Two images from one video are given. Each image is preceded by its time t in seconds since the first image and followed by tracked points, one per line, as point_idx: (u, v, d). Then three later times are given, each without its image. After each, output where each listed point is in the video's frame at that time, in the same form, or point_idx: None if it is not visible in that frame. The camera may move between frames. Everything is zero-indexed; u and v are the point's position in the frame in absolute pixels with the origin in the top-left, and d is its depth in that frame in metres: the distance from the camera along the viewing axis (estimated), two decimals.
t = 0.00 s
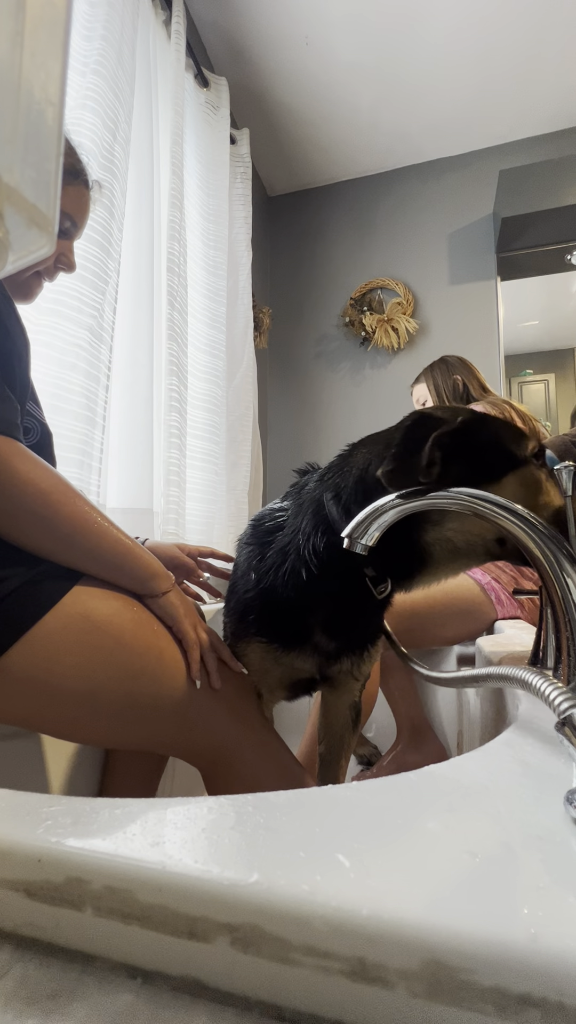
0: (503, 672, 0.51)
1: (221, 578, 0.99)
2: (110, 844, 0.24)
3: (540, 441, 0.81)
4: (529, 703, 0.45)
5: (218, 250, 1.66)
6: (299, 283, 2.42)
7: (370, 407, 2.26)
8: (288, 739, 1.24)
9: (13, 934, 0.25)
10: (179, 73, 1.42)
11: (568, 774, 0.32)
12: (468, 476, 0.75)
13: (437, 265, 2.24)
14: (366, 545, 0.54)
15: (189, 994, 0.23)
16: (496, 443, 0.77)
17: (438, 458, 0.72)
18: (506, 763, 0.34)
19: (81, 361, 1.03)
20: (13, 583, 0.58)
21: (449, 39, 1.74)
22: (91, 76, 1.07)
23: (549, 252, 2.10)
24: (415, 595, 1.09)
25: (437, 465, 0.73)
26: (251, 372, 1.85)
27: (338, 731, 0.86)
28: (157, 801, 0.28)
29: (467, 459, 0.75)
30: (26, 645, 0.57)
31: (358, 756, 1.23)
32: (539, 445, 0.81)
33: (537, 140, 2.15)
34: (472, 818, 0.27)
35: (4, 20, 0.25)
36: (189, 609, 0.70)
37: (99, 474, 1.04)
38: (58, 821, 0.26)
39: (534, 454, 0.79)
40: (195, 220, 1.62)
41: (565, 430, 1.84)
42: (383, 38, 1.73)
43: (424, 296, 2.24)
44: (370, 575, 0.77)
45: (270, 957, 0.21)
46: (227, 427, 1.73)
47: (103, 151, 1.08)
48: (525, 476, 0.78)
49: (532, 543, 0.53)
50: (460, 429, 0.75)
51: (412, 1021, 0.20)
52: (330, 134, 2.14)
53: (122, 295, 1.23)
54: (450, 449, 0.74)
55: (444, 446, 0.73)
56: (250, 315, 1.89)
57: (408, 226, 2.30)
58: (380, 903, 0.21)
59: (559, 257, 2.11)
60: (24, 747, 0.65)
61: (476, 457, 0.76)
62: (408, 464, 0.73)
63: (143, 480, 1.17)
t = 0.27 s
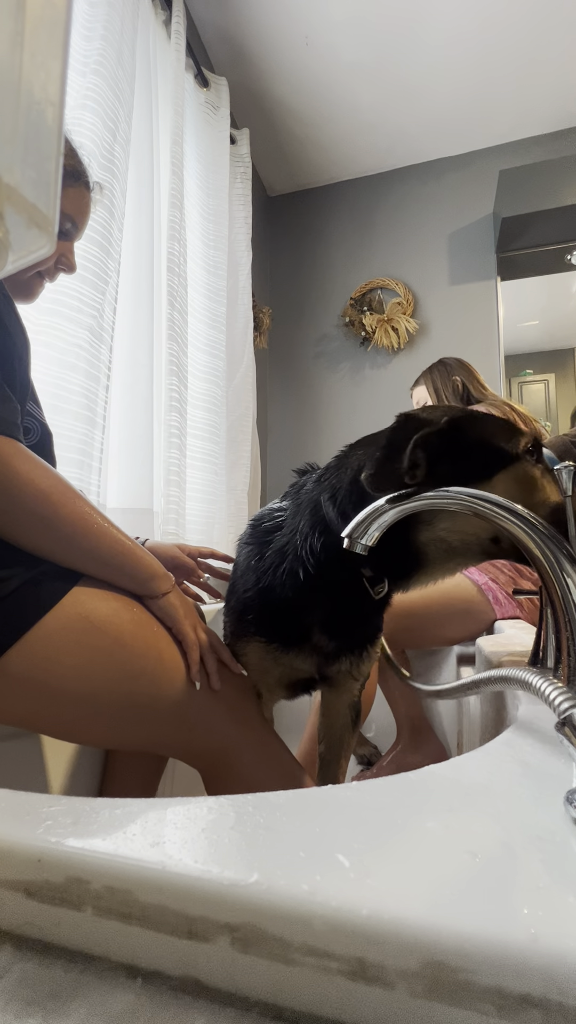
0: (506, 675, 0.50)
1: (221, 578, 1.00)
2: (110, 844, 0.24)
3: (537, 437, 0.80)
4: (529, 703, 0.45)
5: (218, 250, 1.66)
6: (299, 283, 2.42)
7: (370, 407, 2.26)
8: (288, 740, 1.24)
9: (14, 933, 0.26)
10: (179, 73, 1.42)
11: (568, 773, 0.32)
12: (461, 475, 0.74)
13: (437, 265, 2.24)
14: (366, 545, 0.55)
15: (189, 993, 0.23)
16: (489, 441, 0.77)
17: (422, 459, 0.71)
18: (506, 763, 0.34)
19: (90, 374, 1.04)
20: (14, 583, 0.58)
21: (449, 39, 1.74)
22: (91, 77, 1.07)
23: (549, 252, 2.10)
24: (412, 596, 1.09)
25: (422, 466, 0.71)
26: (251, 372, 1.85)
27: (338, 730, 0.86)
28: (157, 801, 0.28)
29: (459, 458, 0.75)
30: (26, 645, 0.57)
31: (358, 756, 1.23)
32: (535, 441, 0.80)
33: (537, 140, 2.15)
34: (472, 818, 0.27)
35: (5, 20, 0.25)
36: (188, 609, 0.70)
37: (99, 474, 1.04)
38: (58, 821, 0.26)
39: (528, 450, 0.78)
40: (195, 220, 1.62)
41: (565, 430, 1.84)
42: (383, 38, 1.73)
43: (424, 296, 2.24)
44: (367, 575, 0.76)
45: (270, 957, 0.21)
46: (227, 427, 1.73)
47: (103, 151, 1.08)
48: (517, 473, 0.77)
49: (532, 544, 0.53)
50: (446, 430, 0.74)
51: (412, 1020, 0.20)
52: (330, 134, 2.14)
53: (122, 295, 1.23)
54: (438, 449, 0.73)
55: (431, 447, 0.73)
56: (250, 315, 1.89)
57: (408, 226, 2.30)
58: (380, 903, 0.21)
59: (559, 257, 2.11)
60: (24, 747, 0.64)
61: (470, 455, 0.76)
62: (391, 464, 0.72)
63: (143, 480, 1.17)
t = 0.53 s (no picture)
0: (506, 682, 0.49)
1: (221, 579, 1.00)
2: (110, 844, 0.24)
3: (536, 436, 0.79)
4: (529, 703, 0.45)
5: (218, 250, 1.66)
6: (299, 283, 2.41)
7: (370, 407, 2.26)
8: (288, 740, 1.24)
9: (13, 934, 0.25)
10: (179, 73, 1.42)
11: (568, 774, 0.32)
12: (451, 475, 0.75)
13: (437, 265, 2.24)
14: (366, 545, 0.55)
15: (189, 994, 0.23)
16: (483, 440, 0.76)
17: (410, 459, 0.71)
18: (505, 763, 0.34)
19: (72, 352, 1.02)
20: (14, 584, 0.58)
21: (449, 40, 1.74)
22: (91, 77, 1.07)
23: (549, 252, 2.10)
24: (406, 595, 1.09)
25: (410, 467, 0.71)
26: (251, 372, 1.85)
27: (338, 730, 0.86)
28: (157, 801, 0.28)
29: (452, 457, 0.75)
30: (26, 645, 0.57)
31: (359, 756, 1.23)
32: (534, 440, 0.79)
33: (537, 140, 2.15)
34: (472, 819, 0.27)
35: (6, 21, 0.25)
36: (187, 610, 0.70)
37: (99, 474, 1.04)
38: (58, 821, 0.26)
39: (524, 449, 0.78)
40: (195, 220, 1.62)
41: (565, 430, 1.84)
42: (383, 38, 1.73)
43: (424, 295, 2.24)
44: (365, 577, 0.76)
45: (270, 957, 0.21)
46: (227, 426, 1.73)
47: (103, 151, 1.08)
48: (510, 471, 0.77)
49: (532, 544, 0.53)
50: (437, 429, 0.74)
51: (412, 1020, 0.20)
52: (330, 134, 2.14)
53: (122, 295, 1.23)
54: (428, 450, 0.73)
55: (421, 447, 0.73)
56: (250, 315, 1.89)
57: (409, 226, 2.29)
58: (380, 903, 0.21)
59: (559, 256, 2.11)
60: (24, 747, 0.64)
61: (462, 453, 0.75)
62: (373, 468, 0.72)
63: (143, 480, 1.17)
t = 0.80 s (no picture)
0: (506, 686, 0.48)
1: (221, 579, 1.00)
2: (110, 844, 0.24)
3: (534, 430, 0.77)
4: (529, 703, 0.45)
5: (218, 250, 1.66)
6: (299, 283, 2.41)
7: (370, 407, 2.25)
8: (288, 740, 1.24)
9: (14, 933, 0.26)
10: (179, 73, 1.42)
11: (568, 774, 0.32)
12: (448, 475, 0.75)
13: (437, 265, 2.24)
14: (366, 545, 0.55)
15: (190, 994, 0.23)
16: (477, 435, 0.75)
17: (403, 460, 0.73)
18: (505, 763, 0.34)
19: (94, 376, 1.04)
20: (14, 584, 0.58)
21: (450, 40, 1.74)
22: (91, 77, 1.07)
23: (549, 252, 2.10)
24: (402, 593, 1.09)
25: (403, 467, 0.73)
26: (250, 372, 1.85)
27: (339, 730, 0.86)
28: (157, 801, 0.28)
29: (447, 455, 0.75)
30: (26, 646, 0.57)
31: (359, 756, 1.23)
32: (534, 435, 0.77)
33: (537, 140, 2.15)
34: (472, 819, 0.27)
35: (5, 21, 0.25)
36: (187, 610, 0.70)
37: (99, 473, 1.04)
38: (58, 821, 0.26)
39: (521, 443, 0.76)
40: (195, 220, 1.62)
41: (565, 430, 1.84)
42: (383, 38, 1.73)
43: (424, 295, 2.24)
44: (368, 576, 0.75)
45: (270, 957, 0.21)
46: (227, 426, 1.73)
47: (103, 151, 1.08)
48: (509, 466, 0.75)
49: (532, 544, 0.53)
50: (430, 427, 0.74)
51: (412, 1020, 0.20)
52: (330, 134, 2.14)
53: (121, 295, 1.23)
54: (421, 446, 0.73)
55: (412, 446, 0.73)
56: (250, 315, 1.89)
57: (409, 226, 2.29)
58: (380, 903, 0.21)
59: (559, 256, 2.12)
60: (24, 747, 0.64)
61: (459, 451, 0.75)
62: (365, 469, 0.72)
63: (143, 480, 1.17)
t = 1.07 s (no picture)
0: (508, 687, 0.48)
1: (222, 580, 0.99)
2: (111, 844, 0.24)
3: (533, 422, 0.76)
4: (529, 704, 0.45)
5: (218, 250, 1.66)
6: (299, 283, 2.41)
7: (370, 407, 2.25)
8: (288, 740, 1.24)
9: (13, 933, 0.25)
10: (179, 73, 1.42)
11: (568, 774, 0.32)
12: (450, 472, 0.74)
13: (437, 265, 2.24)
14: (366, 545, 0.55)
15: (190, 994, 0.23)
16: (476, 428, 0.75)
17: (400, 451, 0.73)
18: (505, 763, 0.34)
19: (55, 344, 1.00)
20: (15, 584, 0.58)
21: (450, 40, 1.75)
22: (91, 78, 1.07)
23: (548, 252, 2.10)
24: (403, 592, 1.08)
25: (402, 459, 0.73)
26: (250, 372, 1.85)
27: (340, 730, 0.86)
28: (157, 801, 0.28)
29: (450, 450, 0.74)
30: (27, 646, 0.57)
31: (358, 756, 1.23)
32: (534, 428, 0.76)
33: (536, 140, 2.15)
34: (472, 819, 0.27)
35: (6, 22, 0.25)
36: (187, 609, 0.70)
37: (100, 473, 1.04)
38: (58, 821, 0.26)
39: (520, 434, 0.75)
40: (195, 220, 1.62)
41: (566, 430, 1.84)
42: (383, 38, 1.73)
43: (424, 295, 2.24)
44: (373, 574, 0.76)
45: (270, 956, 0.21)
46: (228, 426, 1.73)
47: (103, 151, 1.08)
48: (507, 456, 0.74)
49: (532, 543, 0.53)
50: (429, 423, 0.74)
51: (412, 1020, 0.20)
52: (330, 134, 2.14)
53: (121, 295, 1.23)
54: (421, 444, 0.74)
55: (413, 442, 0.73)
56: (250, 315, 1.89)
57: (409, 226, 2.29)
58: (380, 903, 0.21)
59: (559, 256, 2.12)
60: (25, 747, 0.64)
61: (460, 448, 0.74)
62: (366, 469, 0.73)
63: (143, 480, 1.17)
